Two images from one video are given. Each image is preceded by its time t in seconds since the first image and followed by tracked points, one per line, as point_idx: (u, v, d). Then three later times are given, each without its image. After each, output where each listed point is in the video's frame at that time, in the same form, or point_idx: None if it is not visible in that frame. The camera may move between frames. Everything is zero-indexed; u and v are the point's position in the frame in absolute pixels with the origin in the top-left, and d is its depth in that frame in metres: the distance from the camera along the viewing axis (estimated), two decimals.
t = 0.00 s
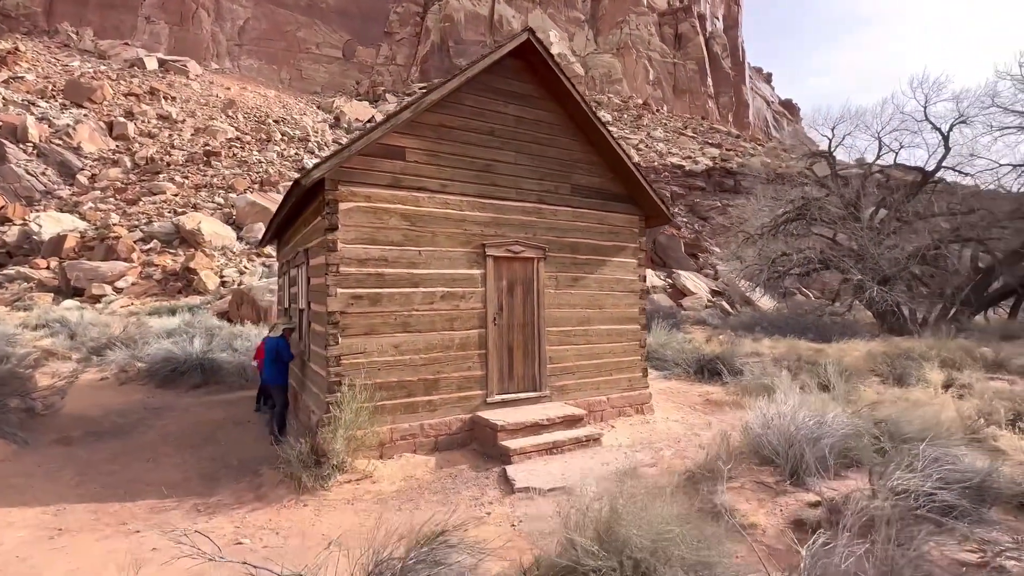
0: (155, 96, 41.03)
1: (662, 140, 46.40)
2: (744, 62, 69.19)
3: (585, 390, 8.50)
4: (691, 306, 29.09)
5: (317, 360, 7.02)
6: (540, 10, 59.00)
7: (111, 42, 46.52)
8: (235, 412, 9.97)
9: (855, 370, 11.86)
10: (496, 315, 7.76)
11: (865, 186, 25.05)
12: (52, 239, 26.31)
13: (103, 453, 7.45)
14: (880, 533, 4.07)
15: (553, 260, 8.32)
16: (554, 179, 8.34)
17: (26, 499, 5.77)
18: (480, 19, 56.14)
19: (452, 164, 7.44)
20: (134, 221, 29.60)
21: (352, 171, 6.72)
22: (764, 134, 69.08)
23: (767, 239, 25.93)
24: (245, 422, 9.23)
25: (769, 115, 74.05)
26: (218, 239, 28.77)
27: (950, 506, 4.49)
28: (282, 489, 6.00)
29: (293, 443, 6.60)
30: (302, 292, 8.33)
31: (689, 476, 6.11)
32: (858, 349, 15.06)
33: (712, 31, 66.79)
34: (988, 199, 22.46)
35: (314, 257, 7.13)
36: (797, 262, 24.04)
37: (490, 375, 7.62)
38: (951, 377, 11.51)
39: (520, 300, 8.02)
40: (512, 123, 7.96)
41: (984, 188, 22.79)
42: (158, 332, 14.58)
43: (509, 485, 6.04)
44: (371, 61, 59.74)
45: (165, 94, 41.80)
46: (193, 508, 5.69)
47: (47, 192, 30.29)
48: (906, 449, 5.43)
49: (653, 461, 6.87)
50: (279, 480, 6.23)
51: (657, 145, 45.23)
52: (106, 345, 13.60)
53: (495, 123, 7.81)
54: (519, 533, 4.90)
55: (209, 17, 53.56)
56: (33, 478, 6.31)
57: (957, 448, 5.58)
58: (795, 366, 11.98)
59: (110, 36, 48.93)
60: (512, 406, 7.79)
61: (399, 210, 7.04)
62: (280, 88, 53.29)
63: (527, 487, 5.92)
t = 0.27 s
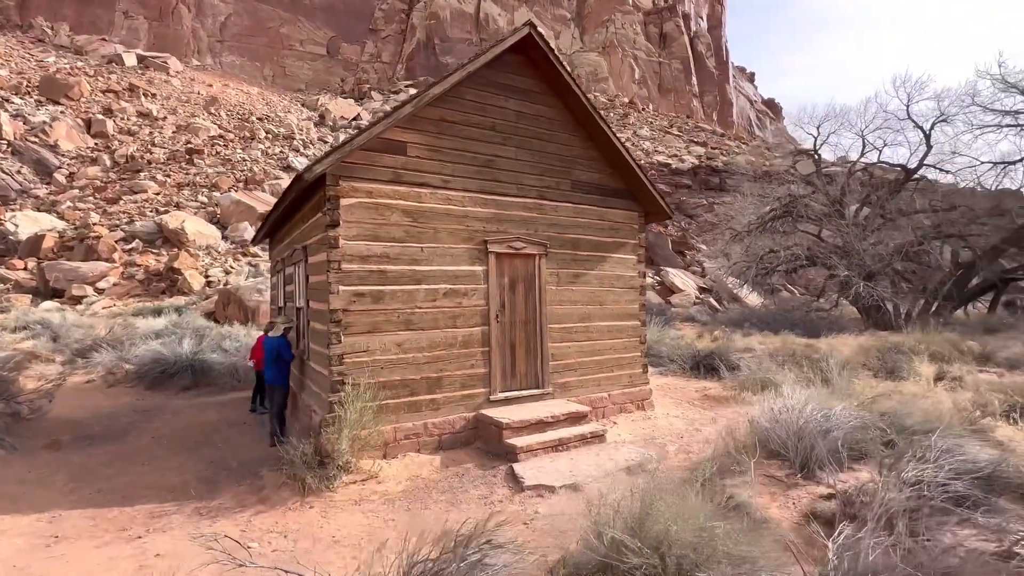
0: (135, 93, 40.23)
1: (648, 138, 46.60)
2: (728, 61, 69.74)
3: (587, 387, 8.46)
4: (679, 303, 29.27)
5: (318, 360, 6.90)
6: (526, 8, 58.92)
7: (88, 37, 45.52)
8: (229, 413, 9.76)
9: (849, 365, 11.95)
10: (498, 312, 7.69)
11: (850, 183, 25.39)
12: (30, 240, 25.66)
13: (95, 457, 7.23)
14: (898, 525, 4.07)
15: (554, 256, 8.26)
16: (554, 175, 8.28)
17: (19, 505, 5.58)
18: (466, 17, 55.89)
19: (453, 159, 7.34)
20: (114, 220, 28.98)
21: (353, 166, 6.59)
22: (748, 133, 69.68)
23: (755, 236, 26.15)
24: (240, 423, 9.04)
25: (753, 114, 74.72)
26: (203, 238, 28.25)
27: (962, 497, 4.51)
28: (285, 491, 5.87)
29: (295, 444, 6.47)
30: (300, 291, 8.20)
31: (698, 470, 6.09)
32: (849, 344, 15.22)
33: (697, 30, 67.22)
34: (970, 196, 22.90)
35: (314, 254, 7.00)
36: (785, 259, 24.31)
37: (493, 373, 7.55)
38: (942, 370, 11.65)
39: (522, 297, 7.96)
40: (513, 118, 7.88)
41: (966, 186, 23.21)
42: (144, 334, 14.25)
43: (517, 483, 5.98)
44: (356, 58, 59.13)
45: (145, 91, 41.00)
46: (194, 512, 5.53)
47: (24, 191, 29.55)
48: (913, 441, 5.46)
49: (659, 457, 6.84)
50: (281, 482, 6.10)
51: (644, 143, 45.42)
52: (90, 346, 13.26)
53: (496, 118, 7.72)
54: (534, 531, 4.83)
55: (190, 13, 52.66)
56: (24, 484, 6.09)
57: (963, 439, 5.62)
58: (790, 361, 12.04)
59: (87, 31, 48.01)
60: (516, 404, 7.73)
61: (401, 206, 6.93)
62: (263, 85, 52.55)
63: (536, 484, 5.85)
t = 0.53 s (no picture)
0: (116, 90, 39.48)
1: (637, 135, 46.72)
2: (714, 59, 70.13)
3: (592, 383, 8.44)
4: (671, 299, 29.43)
5: (324, 359, 6.79)
6: (514, 5, 58.77)
7: (67, 33, 44.59)
8: (227, 415, 9.61)
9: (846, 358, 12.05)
10: (504, 309, 7.64)
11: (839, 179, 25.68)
12: (11, 240, 25.11)
13: (94, 461, 7.04)
14: (920, 517, 4.07)
15: (559, 253, 8.22)
16: (559, 172, 8.24)
17: (20, 511, 5.42)
18: (454, 13, 55.61)
19: (459, 155, 7.26)
20: (98, 219, 28.43)
21: (359, 163, 6.49)
22: (735, 130, 70.13)
23: (745, 232, 26.33)
24: (240, 425, 8.90)
25: (739, 111, 75.15)
26: (190, 237, 27.75)
27: (980, 489, 4.53)
28: (295, 494, 5.78)
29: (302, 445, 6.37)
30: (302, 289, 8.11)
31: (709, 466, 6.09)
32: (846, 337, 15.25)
33: (684, 27, 67.46)
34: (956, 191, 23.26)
35: (319, 252, 6.89)
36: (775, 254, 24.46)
37: (500, 371, 7.50)
38: (937, 363, 11.78)
39: (527, 294, 7.92)
40: (518, 114, 7.82)
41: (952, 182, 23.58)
42: (135, 334, 13.98)
43: (531, 481, 5.93)
44: (343, 55, 58.53)
45: (126, 87, 40.27)
46: (202, 516, 5.41)
47: (3, 190, 28.90)
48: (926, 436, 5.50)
49: (668, 454, 6.84)
50: (290, 485, 5.99)
51: (633, 140, 45.52)
52: (79, 348, 12.97)
53: (501, 114, 7.66)
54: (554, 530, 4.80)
55: (172, 8, 51.85)
56: (22, 490, 5.91)
57: (971, 432, 5.68)
58: (788, 356, 12.13)
59: (65, 26, 47.65)
60: (522, 402, 7.68)
61: (407, 203, 6.84)
62: (248, 81, 51.83)
63: (550, 482, 5.80)
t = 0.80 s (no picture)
0: (99, 87, 38.79)
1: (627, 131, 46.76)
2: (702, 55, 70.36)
3: (600, 378, 8.38)
4: (663, 295, 29.54)
5: (331, 357, 6.66)
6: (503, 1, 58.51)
7: (46, 29, 43.72)
8: (227, 415, 9.43)
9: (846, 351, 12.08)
10: (512, 305, 7.55)
11: (830, 175, 25.89)
12: None
13: (94, 464, 6.84)
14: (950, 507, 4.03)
15: (565, 248, 8.15)
16: (565, 165, 8.15)
17: (22, 517, 5.25)
18: (442, 9, 55.24)
19: (466, 148, 7.15)
20: (82, 218, 27.90)
21: (366, 157, 6.36)
22: (724, 126, 70.42)
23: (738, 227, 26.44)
24: (242, 425, 8.73)
25: (728, 107, 75.45)
26: (178, 236, 27.26)
27: (1003, 478, 4.51)
28: (305, 495, 5.66)
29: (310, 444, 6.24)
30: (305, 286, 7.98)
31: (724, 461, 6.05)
32: (845, 330, 15.26)
33: (672, 24, 67.58)
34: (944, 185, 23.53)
35: (324, 248, 6.76)
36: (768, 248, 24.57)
37: (509, 367, 7.41)
38: (935, 354, 11.85)
39: (535, 289, 7.84)
40: (524, 107, 7.72)
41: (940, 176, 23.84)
42: (126, 335, 13.68)
43: (546, 478, 5.86)
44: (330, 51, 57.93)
45: (109, 84, 39.56)
46: (212, 520, 5.26)
47: None
48: (941, 427, 5.50)
49: (680, 448, 6.80)
50: (300, 486, 5.86)
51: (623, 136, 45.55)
52: (70, 349, 12.69)
53: (507, 107, 7.55)
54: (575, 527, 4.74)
55: (154, 4, 51.02)
56: (22, 495, 5.71)
57: (985, 422, 5.68)
58: (788, 348, 12.16)
59: (44, 21, 46.74)
60: (531, 398, 7.60)
61: (415, 197, 6.72)
62: (234, 78, 51.14)
63: (567, 479, 5.73)
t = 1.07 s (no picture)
0: (82, 84, 38.10)
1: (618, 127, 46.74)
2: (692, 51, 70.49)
3: (609, 374, 8.31)
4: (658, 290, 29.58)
5: (340, 357, 6.52)
6: None
7: (27, 25, 42.88)
8: (228, 417, 9.25)
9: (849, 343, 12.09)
10: (522, 302, 7.45)
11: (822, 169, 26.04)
12: None
13: (96, 470, 6.65)
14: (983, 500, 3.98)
15: (574, 243, 8.06)
16: (572, 160, 8.05)
17: (27, 526, 5.08)
18: (431, 4, 54.84)
19: (474, 143, 7.02)
20: (68, 218, 27.39)
21: (375, 151, 6.21)
22: (713, 122, 70.59)
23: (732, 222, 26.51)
24: (246, 428, 8.57)
25: (717, 103, 75.64)
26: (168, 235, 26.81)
27: None
28: (319, 499, 5.53)
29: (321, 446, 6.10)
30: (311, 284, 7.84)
31: (742, 457, 6.01)
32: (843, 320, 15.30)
33: (662, 19, 67.60)
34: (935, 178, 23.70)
35: (331, 244, 6.61)
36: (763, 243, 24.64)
37: (520, 364, 7.32)
38: (937, 345, 11.88)
39: (544, 286, 7.74)
40: (531, 101, 7.61)
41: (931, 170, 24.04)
42: (119, 337, 13.41)
43: (563, 476, 5.77)
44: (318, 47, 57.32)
45: (93, 81, 38.86)
46: (224, 526, 5.11)
47: None
48: (960, 419, 5.47)
49: (694, 444, 6.74)
50: (313, 489, 5.73)
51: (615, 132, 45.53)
52: (61, 352, 12.40)
53: (515, 100, 7.43)
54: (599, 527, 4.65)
55: None
56: (23, 503, 5.52)
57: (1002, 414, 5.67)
58: (790, 341, 12.16)
59: (24, 18, 45.85)
60: (542, 396, 7.51)
61: (424, 192, 6.59)
62: (220, 75, 50.45)
63: (585, 477, 5.65)
